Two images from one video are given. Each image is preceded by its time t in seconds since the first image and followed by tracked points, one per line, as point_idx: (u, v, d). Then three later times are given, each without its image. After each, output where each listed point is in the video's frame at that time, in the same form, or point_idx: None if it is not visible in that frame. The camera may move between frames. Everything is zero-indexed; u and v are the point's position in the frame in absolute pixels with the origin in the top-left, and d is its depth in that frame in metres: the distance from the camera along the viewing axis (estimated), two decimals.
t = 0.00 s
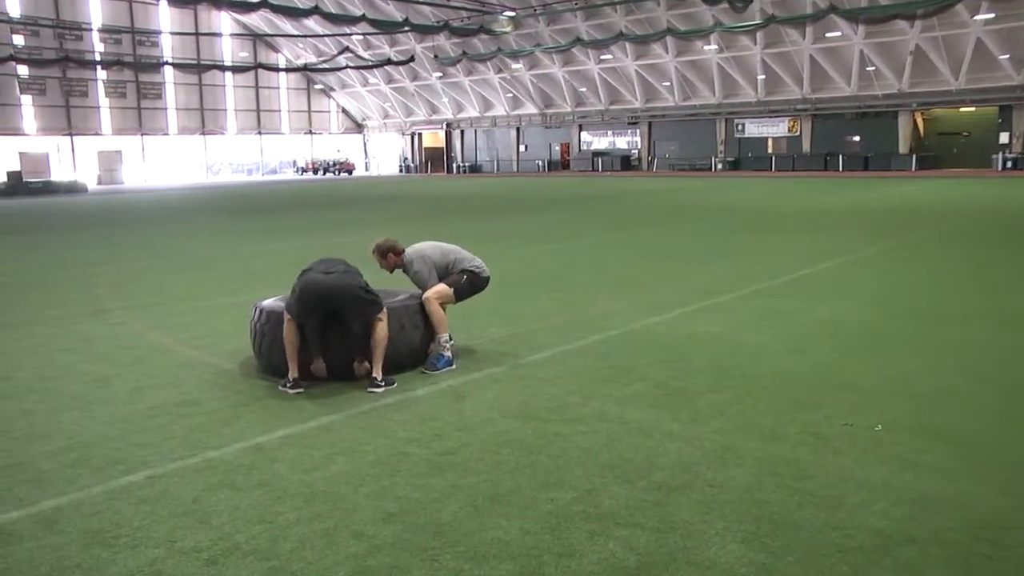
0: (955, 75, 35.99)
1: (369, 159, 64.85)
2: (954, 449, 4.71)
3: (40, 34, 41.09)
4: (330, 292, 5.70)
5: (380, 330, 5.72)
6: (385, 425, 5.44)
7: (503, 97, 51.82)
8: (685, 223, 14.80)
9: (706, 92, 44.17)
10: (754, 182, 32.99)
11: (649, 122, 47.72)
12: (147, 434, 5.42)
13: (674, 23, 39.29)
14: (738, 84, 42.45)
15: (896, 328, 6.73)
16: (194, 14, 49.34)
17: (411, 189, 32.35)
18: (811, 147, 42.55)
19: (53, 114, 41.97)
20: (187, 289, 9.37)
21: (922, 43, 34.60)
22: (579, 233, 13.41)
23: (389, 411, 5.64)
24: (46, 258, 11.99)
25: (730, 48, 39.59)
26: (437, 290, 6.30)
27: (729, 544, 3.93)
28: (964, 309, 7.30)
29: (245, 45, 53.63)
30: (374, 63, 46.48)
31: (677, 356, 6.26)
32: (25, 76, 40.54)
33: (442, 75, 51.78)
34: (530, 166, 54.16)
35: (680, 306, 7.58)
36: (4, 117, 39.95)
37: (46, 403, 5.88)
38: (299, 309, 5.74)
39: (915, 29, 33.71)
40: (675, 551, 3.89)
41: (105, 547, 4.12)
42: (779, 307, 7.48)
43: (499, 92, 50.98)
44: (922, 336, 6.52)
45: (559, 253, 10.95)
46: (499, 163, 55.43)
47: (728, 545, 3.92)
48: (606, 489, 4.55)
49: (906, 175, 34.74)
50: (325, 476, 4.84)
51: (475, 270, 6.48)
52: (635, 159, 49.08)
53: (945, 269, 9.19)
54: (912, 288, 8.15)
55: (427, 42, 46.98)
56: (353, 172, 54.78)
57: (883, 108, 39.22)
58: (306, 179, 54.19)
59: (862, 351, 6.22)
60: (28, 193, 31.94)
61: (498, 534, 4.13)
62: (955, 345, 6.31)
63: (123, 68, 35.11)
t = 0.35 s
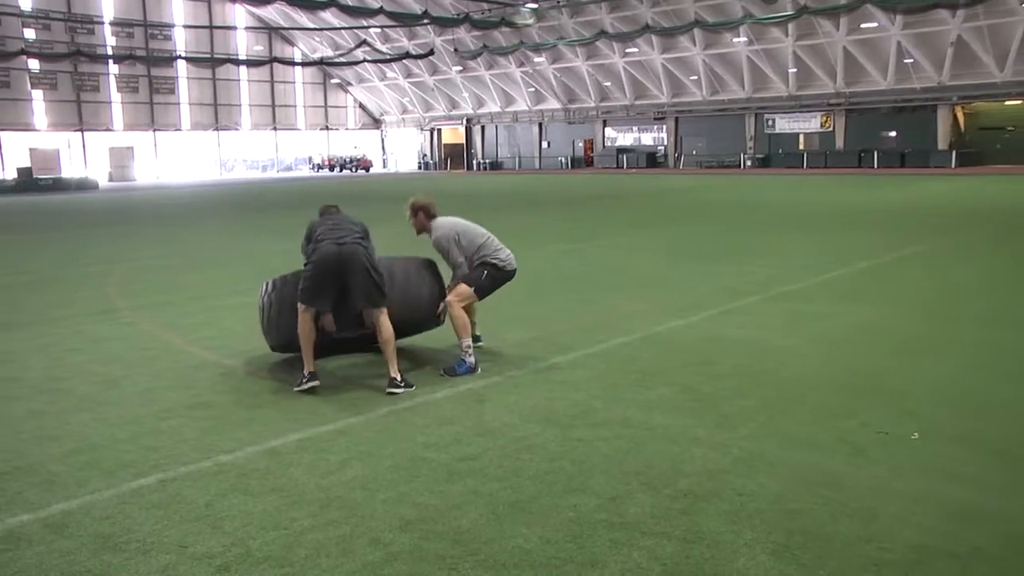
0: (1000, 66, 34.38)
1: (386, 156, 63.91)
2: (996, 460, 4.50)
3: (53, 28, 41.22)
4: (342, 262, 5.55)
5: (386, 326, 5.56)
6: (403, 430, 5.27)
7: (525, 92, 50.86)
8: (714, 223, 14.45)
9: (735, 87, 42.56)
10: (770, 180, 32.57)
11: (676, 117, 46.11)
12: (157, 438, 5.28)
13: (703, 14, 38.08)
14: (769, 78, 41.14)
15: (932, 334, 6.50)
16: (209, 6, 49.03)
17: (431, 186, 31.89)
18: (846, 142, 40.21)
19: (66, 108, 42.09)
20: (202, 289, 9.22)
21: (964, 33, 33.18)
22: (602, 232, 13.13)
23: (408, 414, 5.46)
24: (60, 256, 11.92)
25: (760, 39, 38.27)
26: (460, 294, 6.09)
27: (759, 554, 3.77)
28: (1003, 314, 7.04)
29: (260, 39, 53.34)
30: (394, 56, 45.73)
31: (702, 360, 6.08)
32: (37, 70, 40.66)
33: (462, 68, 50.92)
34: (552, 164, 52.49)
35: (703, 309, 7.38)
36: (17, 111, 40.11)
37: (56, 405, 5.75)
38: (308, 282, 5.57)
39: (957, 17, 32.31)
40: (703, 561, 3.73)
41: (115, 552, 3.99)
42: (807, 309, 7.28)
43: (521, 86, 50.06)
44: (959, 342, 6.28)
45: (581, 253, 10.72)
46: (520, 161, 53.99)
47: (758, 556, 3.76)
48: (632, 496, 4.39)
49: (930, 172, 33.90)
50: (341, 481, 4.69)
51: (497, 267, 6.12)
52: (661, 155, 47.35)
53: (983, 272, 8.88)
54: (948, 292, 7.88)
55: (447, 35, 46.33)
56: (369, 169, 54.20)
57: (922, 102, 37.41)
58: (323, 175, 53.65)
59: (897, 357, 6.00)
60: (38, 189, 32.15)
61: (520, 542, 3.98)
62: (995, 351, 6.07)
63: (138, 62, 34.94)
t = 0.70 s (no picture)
0: None
1: (403, 153, 63.06)
2: None
3: (63, 23, 41.47)
4: (345, 251, 5.65)
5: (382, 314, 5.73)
6: (419, 434, 5.13)
7: (545, 88, 49.85)
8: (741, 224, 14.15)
9: (761, 82, 41.39)
10: (784, 177, 32.23)
11: (700, 113, 44.79)
12: (168, 441, 5.17)
13: (728, 7, 36.75)
14: (797, 74, 39.91)
15: (966, 339, 6.30)
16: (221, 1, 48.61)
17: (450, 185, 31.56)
18: (876, 140, 38.76)
19: (76, 105, 42.24)
20: (215, 290, 9.09)
21: (1004, 25, 31.62)
22: (623, 233, 12.93)
23: (424, 419, 5.32)
24: (72, 256, 11.86)
25: (788, 33, 37.30)
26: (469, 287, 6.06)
27: (788, 566, 3.62)
28: None
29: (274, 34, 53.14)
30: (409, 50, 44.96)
31: (727, 364, 5.92)
32: (45, 65, 40.83)
33: (480, 63, 50.01)
34: (573, 161, 51.57)
35: (726, 312, 7.21)
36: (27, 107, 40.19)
37: (65, 407, 5.64)
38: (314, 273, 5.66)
39: (996, 9, 30.88)
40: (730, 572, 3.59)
41: (123, 556, 3.87)
42: (833, 312, 7.11)
43: (540, 82, 49.12)
44: (994, 347, 6.08)
45: (602, 254, 10.54)
46: (540, 158, 53.03)
47: (786, 568, 3.61)
48: (655, 505, 4.24)
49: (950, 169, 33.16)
50: (355, 487, 4.56)
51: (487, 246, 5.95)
52: (685, 153, 46.01)
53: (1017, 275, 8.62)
54: (981, 295, 7.65)
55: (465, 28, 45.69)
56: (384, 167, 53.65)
57: (957, 97, 35.77)
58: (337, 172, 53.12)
59: (929, 362, 5.80)
60: (49, 187, 32.27)
61: (539, 550, 3.84)
62: None
63: (149, 58, 34.73)
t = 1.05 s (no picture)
0: None
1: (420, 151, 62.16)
2: None
3: (71, 18, 41.49)
4: (354, 267, 5.73)
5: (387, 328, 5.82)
6: (436, 441, 4.98)
7: (565, 84, 48.79)
8: (763, 224, 13.88)
9: (790, 77, 40.06)
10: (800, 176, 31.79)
11: (726, 110, 43.47)
12: (178, 445, 5.05)
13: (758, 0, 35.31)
14: (827, 68, 38.57)
15: (1001, 345, 6.09)
16: None
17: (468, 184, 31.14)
18: (909, 137, 37.31)
19: (84, 101, 42.20)
20: (228, 291, 8.96)
21: None
22: (642, 233, 12.72)
23: (441, 424, 5.17)
24: (83, 255, 11.75)
25: (818, 25, 35.76)
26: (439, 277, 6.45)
27: None
28: None
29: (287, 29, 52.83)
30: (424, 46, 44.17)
31: (750, 369, 5.77)
32: (53, 62, 40.79)
33: (499, 59, 49.01)
34: (593, 159, 50.65)
35: (747, 315, 7.06)
36: (35, 105, 40.28)
37: (72, 410, 5.53)
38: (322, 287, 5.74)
39: None
40: None
41: (130, 564, 3.76)
42: (857, 316, 6.94)
43: (561, 77, 48.06)
44: None
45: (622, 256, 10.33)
46: (560, 156, 52.06)
47: None
48: (678, 515, 4.09)
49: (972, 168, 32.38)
50: (370, 494, 4.42)
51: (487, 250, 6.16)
52: (709, 152, 44.70)
53: None
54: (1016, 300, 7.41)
55: (483, 23, 44.80)
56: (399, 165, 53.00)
57: (996, 91, 34.23)
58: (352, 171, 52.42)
59: (963, 370, 5.61)
60: (57, 186, 32.16)
61: (558, 560, 3.70)
62: None
63: (161, 54, 34.34)
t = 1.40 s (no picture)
0: None
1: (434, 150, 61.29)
2: None
3: (76, 13, 41.50)
4: (333, 251, 5.79)
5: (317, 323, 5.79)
6: (451, 447, 4.82)
7: (585, 79, 47.79)
8: (786, 225, 13.62)
9: (817, 72, 38.99)
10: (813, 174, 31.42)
11: (750, 107, 42.45)
12: (185, 451, 4.91)
13: None
14: (855, 62, 37.48)
15: None
16: None
17: (484, 183, 30.78)
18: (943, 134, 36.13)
19: (89, 97, 42.17)
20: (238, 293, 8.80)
21: None
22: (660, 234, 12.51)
23: (455, 431, 5.01)
24: (93, 256, 11.59)
25: (846, 18, 35.18)
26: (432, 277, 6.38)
27: None
28: None
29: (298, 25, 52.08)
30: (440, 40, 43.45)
31: (774, 374, 5.60)
32: (59, 57, 40.71)
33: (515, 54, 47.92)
34: (613, 158, 49.22)
35: (769, 319, 6.88)
36: (37, 101, 40.16)
37: (77, 414, 5.39)
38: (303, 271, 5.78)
39: None
40: None
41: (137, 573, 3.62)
42: (883, 321, 6.76)
43: (579, 73, 46.93)
44: None
45: (639, 258, 10.12)
46: (578, 155, 50.68)
47: None
48: (702, 526, 3.93)
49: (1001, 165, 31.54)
50: (382, 502, 4.27)
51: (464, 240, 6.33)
52: (734, 149, 43.61)
53: None
54: None
55: (499, 17, 43.94)
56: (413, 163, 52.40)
57: None
58: (364, 169, 51.82)
59: (997, 377, 5.41)
60: (62, 184, 32.02)
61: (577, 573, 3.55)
62: None
63: (172, 49, 33.96)
